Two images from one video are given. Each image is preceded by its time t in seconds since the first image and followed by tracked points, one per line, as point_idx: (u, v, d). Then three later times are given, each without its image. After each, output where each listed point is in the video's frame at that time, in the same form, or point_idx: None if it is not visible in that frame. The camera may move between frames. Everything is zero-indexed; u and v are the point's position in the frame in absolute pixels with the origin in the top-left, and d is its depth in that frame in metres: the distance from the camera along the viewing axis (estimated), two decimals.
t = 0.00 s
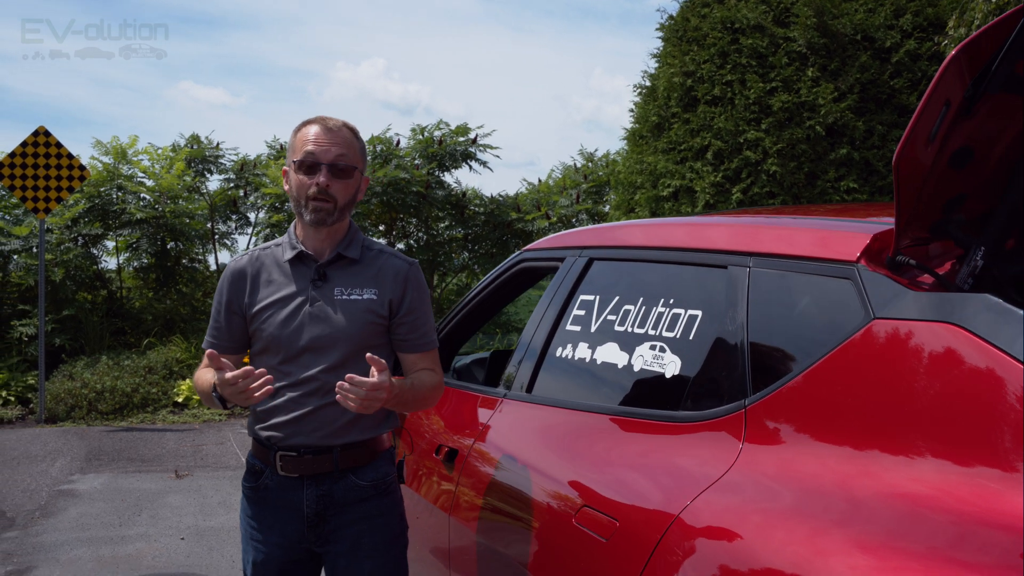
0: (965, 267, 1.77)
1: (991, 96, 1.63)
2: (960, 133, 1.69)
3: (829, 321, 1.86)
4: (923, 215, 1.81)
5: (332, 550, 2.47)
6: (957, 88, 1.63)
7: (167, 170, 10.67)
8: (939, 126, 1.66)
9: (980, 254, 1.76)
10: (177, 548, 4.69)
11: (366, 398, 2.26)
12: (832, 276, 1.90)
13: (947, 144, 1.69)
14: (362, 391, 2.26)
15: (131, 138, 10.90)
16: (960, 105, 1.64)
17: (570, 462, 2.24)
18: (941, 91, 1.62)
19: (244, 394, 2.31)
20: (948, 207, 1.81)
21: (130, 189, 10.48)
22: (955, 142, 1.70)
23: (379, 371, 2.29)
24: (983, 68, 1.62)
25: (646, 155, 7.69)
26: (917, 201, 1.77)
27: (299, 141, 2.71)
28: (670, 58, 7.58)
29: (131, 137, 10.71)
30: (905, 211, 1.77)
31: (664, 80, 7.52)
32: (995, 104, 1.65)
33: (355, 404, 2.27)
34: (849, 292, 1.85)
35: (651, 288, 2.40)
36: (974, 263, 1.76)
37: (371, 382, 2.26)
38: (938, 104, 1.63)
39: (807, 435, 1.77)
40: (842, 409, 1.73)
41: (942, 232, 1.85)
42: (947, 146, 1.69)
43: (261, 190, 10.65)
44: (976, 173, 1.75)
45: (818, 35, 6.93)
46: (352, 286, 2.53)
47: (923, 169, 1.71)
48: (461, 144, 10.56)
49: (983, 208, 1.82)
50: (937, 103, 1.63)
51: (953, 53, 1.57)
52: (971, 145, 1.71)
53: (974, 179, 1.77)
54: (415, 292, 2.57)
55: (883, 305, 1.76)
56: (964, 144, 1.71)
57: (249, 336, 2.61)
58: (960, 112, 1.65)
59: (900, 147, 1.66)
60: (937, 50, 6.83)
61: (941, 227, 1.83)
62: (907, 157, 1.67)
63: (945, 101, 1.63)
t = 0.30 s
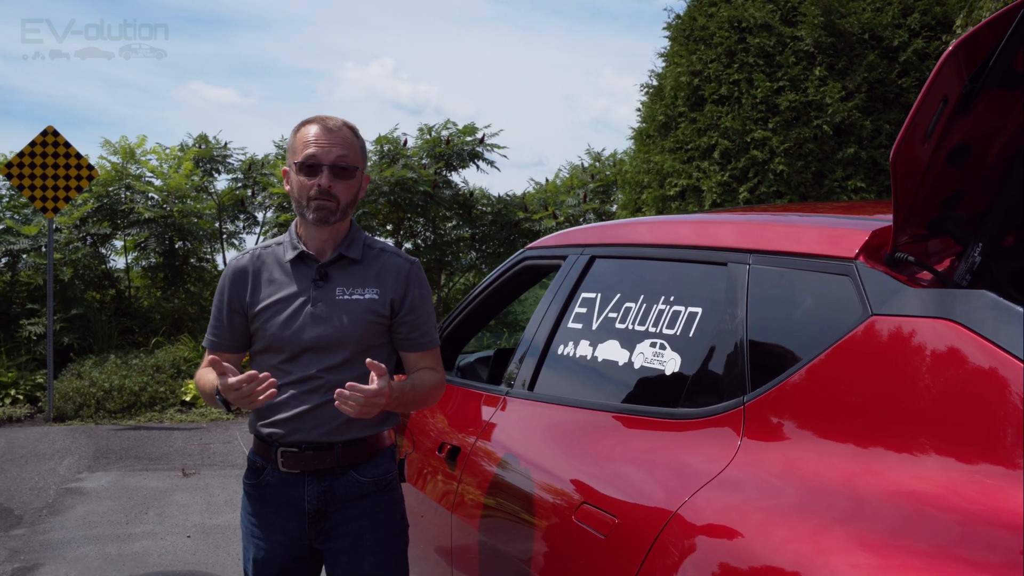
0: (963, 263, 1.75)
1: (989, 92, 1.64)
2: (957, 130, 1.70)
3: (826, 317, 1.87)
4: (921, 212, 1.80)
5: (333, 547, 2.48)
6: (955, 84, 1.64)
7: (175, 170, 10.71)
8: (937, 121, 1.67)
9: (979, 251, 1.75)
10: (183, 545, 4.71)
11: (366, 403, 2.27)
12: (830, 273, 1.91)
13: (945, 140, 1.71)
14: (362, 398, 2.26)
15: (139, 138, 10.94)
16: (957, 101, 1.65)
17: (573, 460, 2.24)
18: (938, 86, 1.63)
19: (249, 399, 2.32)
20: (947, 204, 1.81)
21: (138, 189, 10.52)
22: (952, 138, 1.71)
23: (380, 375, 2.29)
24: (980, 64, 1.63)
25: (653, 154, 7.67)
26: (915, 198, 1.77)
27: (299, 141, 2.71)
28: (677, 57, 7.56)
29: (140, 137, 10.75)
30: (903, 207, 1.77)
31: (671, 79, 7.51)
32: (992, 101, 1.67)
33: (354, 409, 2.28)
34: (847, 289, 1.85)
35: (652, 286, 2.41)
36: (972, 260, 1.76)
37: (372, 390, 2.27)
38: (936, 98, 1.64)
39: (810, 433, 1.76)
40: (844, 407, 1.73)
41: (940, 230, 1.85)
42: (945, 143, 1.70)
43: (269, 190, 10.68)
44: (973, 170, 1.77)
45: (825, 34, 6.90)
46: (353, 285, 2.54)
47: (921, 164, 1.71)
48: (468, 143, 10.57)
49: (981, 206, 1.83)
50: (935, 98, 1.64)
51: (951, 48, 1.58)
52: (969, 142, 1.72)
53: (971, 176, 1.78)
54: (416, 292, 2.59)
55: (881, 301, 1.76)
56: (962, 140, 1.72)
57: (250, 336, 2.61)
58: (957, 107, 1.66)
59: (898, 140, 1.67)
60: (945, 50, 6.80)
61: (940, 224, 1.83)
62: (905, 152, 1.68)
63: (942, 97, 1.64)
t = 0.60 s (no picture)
0: (964, 263, 1.75)
1: (990, 91, 1.63)
2: (958, 129, 1.69)
3: (826, 318, 1.86)
4: (922, 212, 1.80)
5: (334, 550, 2.48)
6: (956, 82, 1.62)
7: (182, 170, 10.73)
8: (938, 119, 1.65)
9: (980, 251, 1.75)
10: (188, 545, 4.72)
11: (363, 387, 2.25)
12: (831, 274, 1.90)
13: (946, 139, 1.70)
14: (362, 381, 2.25)
15: (146, 139, 10.97)
16: (959, 99, 1.64)
17: (576, 461, 2.24)
18: (940, 84, 1.61)
19: (272, 387, 2.29)
20: (948, 203, 1.80)
21: (145, 189, 10.54)
22: (953, 138, 1.70)
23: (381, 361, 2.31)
24: (982, 62, 1.62)
25: (659, 155, 7.65)
26: (916, 197, 1.76)
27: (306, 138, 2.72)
28: (684, 57, 7.54)
29: (147, 137, 10.77)
30: (903, 206, 1.76)
31: (678, 79, 7.48)
32: (992, 100, 1.66)
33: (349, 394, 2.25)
34: (848, 289, 1.85)
35: (654, 286, 2.41)
36: (974, 260, 1.75)
37: (371, 374, 2.26)
38: (937, 97, 1.62)
39: (814, 435, 1.75)
40: (848, 408, 1.72)
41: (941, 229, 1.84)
42: (945, 142, 1.69)
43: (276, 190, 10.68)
44: (975, 169, 1.76)
45: (832, 33, 6.87)
46: (355, 286, 2.55)
47: (922, 163, 1.70)
48: (475, 143, 10.57)
49: (981, 204, 1.83)
50: (936, 96, 1.62)
51: (952, 47, 1.57)
52: (971, 141, 1.71)
53: (973, 175, 1.77)
54: (418, 293, 2.59)
55: (882, 302, 1.75)
56: (963, 139, 1.71)
57: (250, 335, 2.61)
58: (959, 107, 1.65)
59: (899, 138, 1.65)
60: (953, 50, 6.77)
61: (941, 223, 1.82)
62: (905, 150, 1.66)
63: (944, 95, 1.63)
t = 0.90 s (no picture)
0: (968, 262, 1.72)
1: (994, 88, 1.62)
2: (961, 126, 1.68)
3: (829, 317, 1.85)
4: (925, 210, 1.79)
5: (334, 549, 2.47)
6: (959, 79, 1.61)
7: (189, 170, 10.75)
8: (941, 116, 1.65)
9: (984, 249, 1.71)
10: (193, 544, 4.72)
11: (372, 347, 2.25)
12: (834, 272, 1.90)
13: (949, 136, 1.68)
14: (370, 340, 2.25)
15: (153, 138, 10.99)
16: (962, 96, 1.63)
17: (579, 460, 2.23)
18: (943, 80, 1.60)
19: (276, 347, 2.29)
20: (952, 201, 1.78)
21: (151, 189, 10.57)
22: (955, 135, 1.69)
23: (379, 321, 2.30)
24: (986, 59, 1.61)
25: (666, 154, 7.63)
26: (918, 195, 1.75)
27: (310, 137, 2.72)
28: (690, 56, 7.52)
29: (154, 137, 10.80)
30: (905, 203, 1.75)
31: (684, 78, 7.46)
32: (998, 97, 1.64)
33: (359, 355, 2.26)
34: (851, 287, 1.84)
35: (657, 285, 2.40)
36: (977, 258, 1.72)
37: (380, 334, 2.26)
38: (941, 93, 1.62)
39: (819, 435, 1.74)
40: (853, 408, 1.70)
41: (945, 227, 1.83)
42: (949, 139, 1.68)
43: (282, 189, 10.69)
44: (980, 167, 1.74)
45: (839, 32, 6.84)
46: (360, 284, 2.55)
47: (925, 160, 1.69)
48: (481, 143, 10.55)
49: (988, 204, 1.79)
50: (939, 93, 1.62)
51: (955, 42, 1.56)
52: (975, 138, 1.69)
53: (978, 173, 1.75)
54: (422, 291, 2.59)
55: (884, 300, 1.74)
56: (967, 137, 1.69)
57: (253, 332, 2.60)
58: (961, 103, 1.64)
59: (902, 135, 1.65)
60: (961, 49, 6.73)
61: (944, 221, 1.81)
62: (908, 147, 1.66)
63: (947, 91, 1.62)
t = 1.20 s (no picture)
0: (973, 259, 1.71)
1: (999, 83, 1.59)
2: (966, 122, 1.65)
3: (832, 314, 1.84)
4: (929, 206, 1.78)
5: (335, 547, 2.46)
6: (963, 74, 1.59)
7: (195, 169, 10.76)
8: (945, 112, 1.62)
9: (989, 246, 1.70)
10: (197, 544, 4.73)
11: (313, 389, 2.24)
12: (838, 269, 1.88)
13: (954, 132, 1.66)
14: (308, 382, 2.24)
15: (160, 138, 11.02)
16: (967, 91, 1.60)
17: (582, 460, 2.22)
18: (947, 76, 1.58)
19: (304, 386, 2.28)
20: (957, 197, 1.78)
21: (158, 189, 10.59)
22: (961, 131, 1.67)
23: (327, 361, 2.28)
24: (991, 54, 1.58)
25: (672, 153, 7.61)
26: (922, 192, 1.74)
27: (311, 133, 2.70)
28: (697, 55, 7.49)
29: (160, 137, 10.82)
30: (908, 200, 1.74)
31: (691, 77, 7.44)
32: (1003, 92, 1.61)
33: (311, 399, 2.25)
34: (855, 284, 1.83)
35: (660, 283, 2.39)
36: (982, 255, 1.70)
37: (315, 373, 2.24)
38: (944, 89, 1.59)
39: (825, 435, 1.72)
40: (859, 408, 1.69)
41: (951, 224, 1.83)
42: (954, 134, 1.65)
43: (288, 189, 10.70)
44: (983, 162, 1.72)
45: (847, 31, 6.81)
46: (362, 281, 2.54)
47: (928, 157, 1.67)
48: (487, 143, 10.54)
49: (991, 198, 1.80)
50: (943, 89, 1.59)
51: (959, 38, 1.53)
52: (980, 133, 1.67)
53: (981, 167, 1.73)
54: (424, 289, 2.58)
55: (889, 298, 1.73)
56: (971, 132, 1.67)
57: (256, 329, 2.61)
58: (967, 99, 1.61)
59: (904, 132, 1.63)
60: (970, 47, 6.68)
61: (950, 218, 1.80)
62: (911, 143, 1.64)
63: (951, 87, 1.59)
